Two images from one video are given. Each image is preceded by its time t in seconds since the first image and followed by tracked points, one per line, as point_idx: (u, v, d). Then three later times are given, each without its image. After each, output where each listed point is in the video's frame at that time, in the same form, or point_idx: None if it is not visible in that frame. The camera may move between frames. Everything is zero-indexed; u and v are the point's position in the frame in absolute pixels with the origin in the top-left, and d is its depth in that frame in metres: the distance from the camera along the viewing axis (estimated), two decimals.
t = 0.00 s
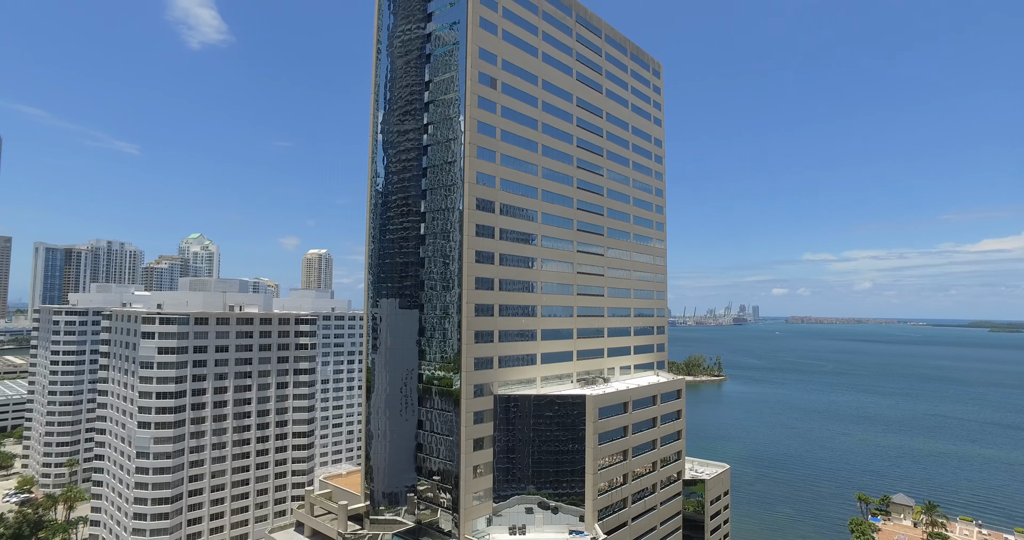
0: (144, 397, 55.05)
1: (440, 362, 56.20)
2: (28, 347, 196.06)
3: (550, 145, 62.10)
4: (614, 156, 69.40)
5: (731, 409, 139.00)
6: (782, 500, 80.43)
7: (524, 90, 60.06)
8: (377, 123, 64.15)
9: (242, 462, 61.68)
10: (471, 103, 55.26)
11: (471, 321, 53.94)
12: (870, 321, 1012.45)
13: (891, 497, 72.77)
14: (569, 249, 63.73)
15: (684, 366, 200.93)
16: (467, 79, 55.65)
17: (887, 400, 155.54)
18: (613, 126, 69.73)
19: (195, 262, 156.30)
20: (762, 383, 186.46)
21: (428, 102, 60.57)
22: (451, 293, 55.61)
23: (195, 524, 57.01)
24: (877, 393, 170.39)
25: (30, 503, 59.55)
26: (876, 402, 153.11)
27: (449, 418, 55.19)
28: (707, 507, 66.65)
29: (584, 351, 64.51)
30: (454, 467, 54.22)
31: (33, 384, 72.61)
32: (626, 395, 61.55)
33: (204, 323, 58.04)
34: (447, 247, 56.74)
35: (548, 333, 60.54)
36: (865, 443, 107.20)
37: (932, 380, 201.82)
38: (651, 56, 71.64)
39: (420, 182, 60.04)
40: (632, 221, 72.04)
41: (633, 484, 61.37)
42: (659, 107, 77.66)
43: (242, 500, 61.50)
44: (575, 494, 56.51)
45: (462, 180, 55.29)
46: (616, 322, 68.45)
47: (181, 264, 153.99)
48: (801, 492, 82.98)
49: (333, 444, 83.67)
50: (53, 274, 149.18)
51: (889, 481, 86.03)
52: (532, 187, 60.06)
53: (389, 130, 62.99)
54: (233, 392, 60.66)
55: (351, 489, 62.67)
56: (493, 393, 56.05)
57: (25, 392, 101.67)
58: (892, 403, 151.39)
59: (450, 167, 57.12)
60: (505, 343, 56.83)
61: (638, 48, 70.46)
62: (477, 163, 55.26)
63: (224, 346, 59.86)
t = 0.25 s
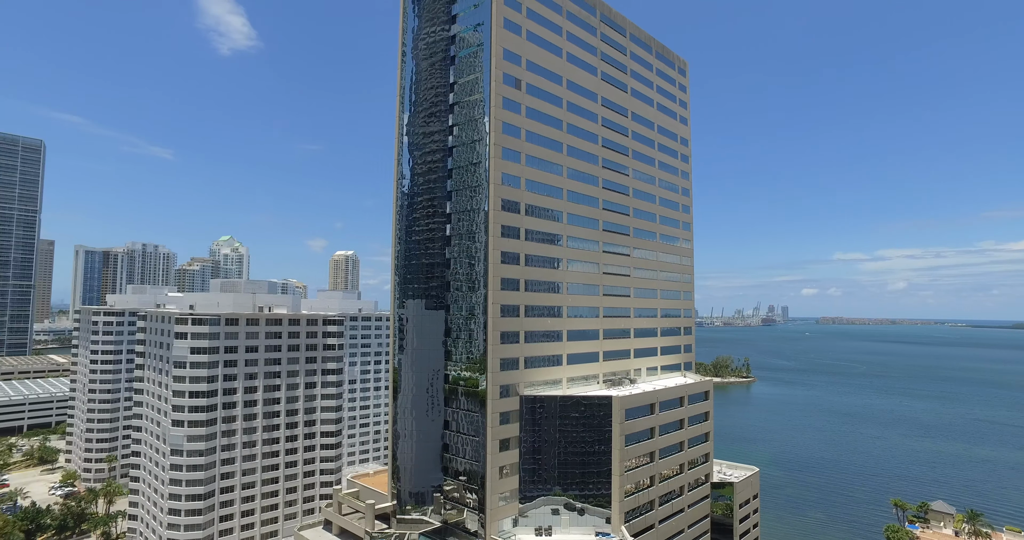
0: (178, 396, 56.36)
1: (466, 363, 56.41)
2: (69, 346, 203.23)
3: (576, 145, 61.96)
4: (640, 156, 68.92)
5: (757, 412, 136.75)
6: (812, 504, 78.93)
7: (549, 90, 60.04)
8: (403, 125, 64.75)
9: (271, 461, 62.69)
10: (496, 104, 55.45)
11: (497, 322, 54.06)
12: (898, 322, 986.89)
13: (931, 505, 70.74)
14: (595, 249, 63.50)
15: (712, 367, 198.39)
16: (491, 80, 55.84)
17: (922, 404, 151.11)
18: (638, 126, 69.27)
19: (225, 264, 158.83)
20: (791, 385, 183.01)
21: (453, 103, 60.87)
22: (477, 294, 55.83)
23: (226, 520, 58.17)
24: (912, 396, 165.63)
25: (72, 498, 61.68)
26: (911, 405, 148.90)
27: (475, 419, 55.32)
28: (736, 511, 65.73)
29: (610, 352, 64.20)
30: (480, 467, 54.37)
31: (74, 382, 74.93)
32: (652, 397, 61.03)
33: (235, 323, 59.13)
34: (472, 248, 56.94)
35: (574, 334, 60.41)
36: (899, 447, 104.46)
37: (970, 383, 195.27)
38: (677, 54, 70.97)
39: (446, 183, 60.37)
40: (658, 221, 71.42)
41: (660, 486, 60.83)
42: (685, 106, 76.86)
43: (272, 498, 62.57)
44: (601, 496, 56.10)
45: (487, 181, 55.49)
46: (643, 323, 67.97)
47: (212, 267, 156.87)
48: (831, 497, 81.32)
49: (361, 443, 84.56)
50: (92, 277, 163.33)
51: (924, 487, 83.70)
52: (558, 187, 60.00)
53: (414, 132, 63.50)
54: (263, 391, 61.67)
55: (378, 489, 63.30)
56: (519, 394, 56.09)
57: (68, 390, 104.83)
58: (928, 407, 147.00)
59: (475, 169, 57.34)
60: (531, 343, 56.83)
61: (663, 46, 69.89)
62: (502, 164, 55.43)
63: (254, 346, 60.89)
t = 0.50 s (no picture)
0: (213, 395, 57.68)
1: (495, 363, 56.52)
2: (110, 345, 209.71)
3: (603, 145, 61.63)
4: (668, 155, 68.23)
5: (790, 415, 133.77)
6: (847, 510, 77.09)
7: (576, 90, 59.85)
8: (431, 127, 65.21)
9: (303, 459, 63.66)
10: (524, 104, 55.50)
11: (525, 322, 54.05)
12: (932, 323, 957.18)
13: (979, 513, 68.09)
14: (623, 250, 63.09)
15: (743, 368, 195.06)
16: (519, 81, 55.92)
17: (963, 408, 145.93)
18: (667, 124, 68.57)
19: (257, 266, 161.12)
20: (824, 388, 178.69)
21: (481, 105, 61.06)
22: (505, 295, 55.93)
23: (260, 516, 59.35)
24: (952, 399, 160.10)
25: (115, 491, 63.81)
26: (951, 410, 144.00)
27: (504, 419, 55.37)
28: (768, 515, 64.60)
29: (639, 353, 63.69)
30: (509, 468, 54.41)
31: (116, 380, 77.27)
32: (683, 398, 60.36)
33: (268, 324, 60.28)
34: (500, 249, 57.05)
35: (603, 335, 60.08)
36: (937, 453, 101.29)
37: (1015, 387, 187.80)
38: (706, 52, 70.02)
39: (474, 184, 60.60)
40: (687, 220, 70.59)
41: (691, 489, 60.10)
42: (715, 103, 75.74)
43: (304, 495, 63.56)
44: (631, 498, 55.60)
45: (515, 181, 55.58)
46: (672, 324, 67.26)
47: (245, 267, 159.87)
48: (866, 502, 79.46)
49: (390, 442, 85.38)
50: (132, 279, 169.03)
51: (964, 495, 81.01)
52: (586, 188, 59.77)
53: (442, 134, 63.89)
54: (295, 391, 62.67)
55: (407, 488, 63.72)
56: (548, 395, 56.00)
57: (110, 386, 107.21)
58: (969, 411, 141.92)
59: (503, 169, 57.44)
60: (560, 344, 56.72)
61: (692, 43, 69.05)
62: (530, 165, 55.46)
63: (286, 346, 61.94)
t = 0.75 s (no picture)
0: (250, 394, 59.00)
1: (526, 364, 56.48)
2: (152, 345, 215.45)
3: (634, 145, 61.12)
4: (700, 153, 67.33)
5: (828, 418, 130.17)
6: (887, 517, 74.97)
7: (607, 90, 59.51)
8: (461, 128, 65.59)
9: (337, 458, 64.53)
10: (553, 105, 55.46)
11: (556, 323, 54.04)
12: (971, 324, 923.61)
13: None
14: (655, 250, 62.46)
15: (778, 370, 190.84)
16: (548, 82, 55.88)
17: (1013, 414, 139.88)
18: (698, 123, 67.68)
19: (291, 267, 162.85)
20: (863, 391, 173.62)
21: (510, 106, 61.15)
22: (536, 296, 55.90)
23: (295, 513, 60.45)
24: (1000, 404, 153.67)
25: (158, 486, 65.79)
26: (999, 415, 138.24)
27: (535, 420, 55.31)
28: (805, 520, 63.24)
29: (672, 354, 62.98)
30: (540, 468, 54.38)
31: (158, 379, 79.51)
32: (716, 400, 59.38)
33: (302, 324, 61.34)
34: (531, 250, 57.03)
35: (635, 336, 59.56)
36: (983, 460, 97.56)
37: None
38: (738, 49, 68.89)
39: (504, 185, 60.73)
40: (720, 220, 69.49)
41: (725, 492, 59.13)
42: (747, 101, 74.43)
43: (338, 493, 64.46)
44: (663, 500, 55.00)
45: (545, 182, 55.53)
46: (705, 325, 66.37)
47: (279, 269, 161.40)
48: (907, 509, 77.17)
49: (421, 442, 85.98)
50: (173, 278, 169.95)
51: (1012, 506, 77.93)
52: (617, 187, 59.35)
53: (472, 135, 64.18)
54: (328, 391, 63.62)
55: (438, 487, 64.08)
56: (579, 396, 55.78)
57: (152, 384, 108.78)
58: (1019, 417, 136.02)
59: (533, 170, 57.42)
60: (591, 345, 56.45)
61: (724, 40, 68.02)
62: (561, 165, 55.38)
63: (320, 346, 62.92)
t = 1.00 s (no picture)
0: (289, 393, 60.31)
1: (560, 365, 56.34)
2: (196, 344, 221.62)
3: (668, 144, 60.41)
4: (736, 151, 66.12)
5: (871, 423, 125.96)
6: (934, 526, 72.32)
7: (640, 89, 59.00)
8: (494, 129, 65.82)
9: (373, 457, 65.34)
10: (586, 104, 55.23)
11: (591, 324, 53.67)
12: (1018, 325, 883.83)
13: None
14: (690, 250, 61.64)
15: (818, 372, 185.77)
16: (581, 81, 55.66)
17: None
18: (734, 120, 66.53)
19: (328, 269, 166.88)
20: (908, 394, 167.50)
21: (542, 106, 61.09)
22: (570, 297, 55.71)
23: (332, 511, 61.49)
24: None
25: (202, 481, 67.70)
26: None
27: (569, 421, 55.08)
28: (849, 528, 61.42)
29: (708, 355, 62.00)
30: (574, 470, 54.06)
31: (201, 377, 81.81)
32: (754, 402, 58.16)
33: (338, 325, 62.37)
34: (564, 250, 56.85)
35: (670, 336, 58.82)
36: None
37: None
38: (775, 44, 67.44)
39: (538, 185, 60.68)
40: (757, 219, 68.12)
41: (764, 497, 57.83)
42: (785, 97, 72.78)
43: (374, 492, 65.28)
44: (700, 504, 54.18)
45: (578, 182, 55.31)
46: (742, 325, 65.14)
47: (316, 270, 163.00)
48: (955, 518, 74.35)
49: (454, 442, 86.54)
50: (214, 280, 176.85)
51: None
52: (651, 187, 58.74)
53: (505, 136, 64.35)
54: (364, 390, 64.50)
55: (472, 488, 64.31)
56: (614, 397, 55.34)
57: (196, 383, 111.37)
58: None
59: (566, 170, 57.24)
60: (626, 346, 55.98)
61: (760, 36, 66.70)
62: (594, 165, 55.11)
63: (356, 347, 63.83)
